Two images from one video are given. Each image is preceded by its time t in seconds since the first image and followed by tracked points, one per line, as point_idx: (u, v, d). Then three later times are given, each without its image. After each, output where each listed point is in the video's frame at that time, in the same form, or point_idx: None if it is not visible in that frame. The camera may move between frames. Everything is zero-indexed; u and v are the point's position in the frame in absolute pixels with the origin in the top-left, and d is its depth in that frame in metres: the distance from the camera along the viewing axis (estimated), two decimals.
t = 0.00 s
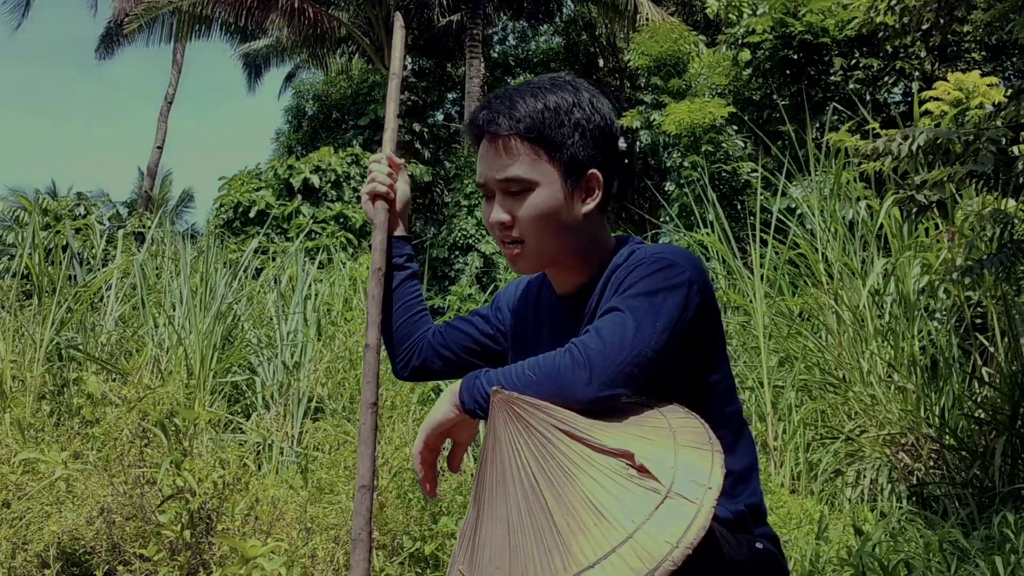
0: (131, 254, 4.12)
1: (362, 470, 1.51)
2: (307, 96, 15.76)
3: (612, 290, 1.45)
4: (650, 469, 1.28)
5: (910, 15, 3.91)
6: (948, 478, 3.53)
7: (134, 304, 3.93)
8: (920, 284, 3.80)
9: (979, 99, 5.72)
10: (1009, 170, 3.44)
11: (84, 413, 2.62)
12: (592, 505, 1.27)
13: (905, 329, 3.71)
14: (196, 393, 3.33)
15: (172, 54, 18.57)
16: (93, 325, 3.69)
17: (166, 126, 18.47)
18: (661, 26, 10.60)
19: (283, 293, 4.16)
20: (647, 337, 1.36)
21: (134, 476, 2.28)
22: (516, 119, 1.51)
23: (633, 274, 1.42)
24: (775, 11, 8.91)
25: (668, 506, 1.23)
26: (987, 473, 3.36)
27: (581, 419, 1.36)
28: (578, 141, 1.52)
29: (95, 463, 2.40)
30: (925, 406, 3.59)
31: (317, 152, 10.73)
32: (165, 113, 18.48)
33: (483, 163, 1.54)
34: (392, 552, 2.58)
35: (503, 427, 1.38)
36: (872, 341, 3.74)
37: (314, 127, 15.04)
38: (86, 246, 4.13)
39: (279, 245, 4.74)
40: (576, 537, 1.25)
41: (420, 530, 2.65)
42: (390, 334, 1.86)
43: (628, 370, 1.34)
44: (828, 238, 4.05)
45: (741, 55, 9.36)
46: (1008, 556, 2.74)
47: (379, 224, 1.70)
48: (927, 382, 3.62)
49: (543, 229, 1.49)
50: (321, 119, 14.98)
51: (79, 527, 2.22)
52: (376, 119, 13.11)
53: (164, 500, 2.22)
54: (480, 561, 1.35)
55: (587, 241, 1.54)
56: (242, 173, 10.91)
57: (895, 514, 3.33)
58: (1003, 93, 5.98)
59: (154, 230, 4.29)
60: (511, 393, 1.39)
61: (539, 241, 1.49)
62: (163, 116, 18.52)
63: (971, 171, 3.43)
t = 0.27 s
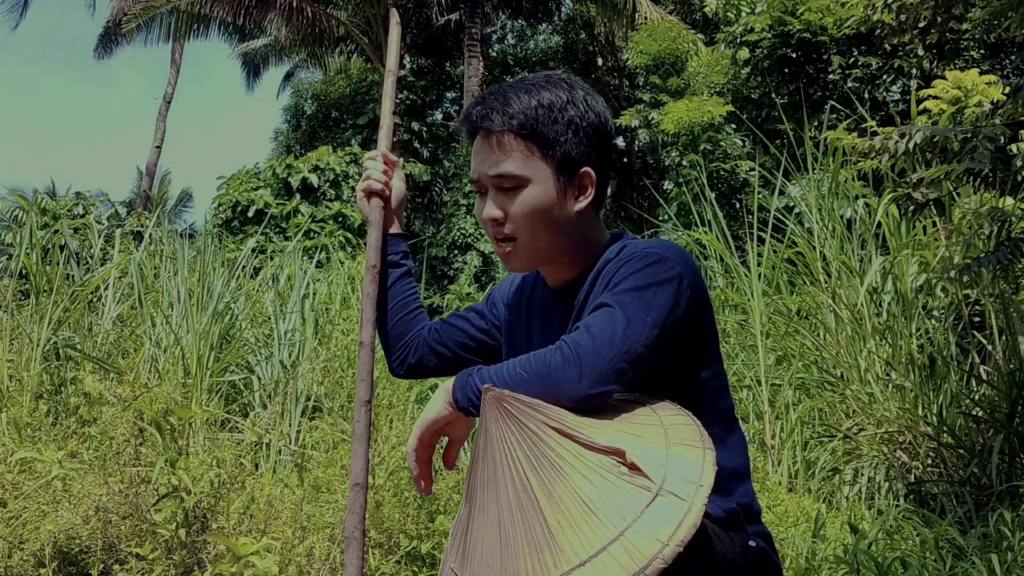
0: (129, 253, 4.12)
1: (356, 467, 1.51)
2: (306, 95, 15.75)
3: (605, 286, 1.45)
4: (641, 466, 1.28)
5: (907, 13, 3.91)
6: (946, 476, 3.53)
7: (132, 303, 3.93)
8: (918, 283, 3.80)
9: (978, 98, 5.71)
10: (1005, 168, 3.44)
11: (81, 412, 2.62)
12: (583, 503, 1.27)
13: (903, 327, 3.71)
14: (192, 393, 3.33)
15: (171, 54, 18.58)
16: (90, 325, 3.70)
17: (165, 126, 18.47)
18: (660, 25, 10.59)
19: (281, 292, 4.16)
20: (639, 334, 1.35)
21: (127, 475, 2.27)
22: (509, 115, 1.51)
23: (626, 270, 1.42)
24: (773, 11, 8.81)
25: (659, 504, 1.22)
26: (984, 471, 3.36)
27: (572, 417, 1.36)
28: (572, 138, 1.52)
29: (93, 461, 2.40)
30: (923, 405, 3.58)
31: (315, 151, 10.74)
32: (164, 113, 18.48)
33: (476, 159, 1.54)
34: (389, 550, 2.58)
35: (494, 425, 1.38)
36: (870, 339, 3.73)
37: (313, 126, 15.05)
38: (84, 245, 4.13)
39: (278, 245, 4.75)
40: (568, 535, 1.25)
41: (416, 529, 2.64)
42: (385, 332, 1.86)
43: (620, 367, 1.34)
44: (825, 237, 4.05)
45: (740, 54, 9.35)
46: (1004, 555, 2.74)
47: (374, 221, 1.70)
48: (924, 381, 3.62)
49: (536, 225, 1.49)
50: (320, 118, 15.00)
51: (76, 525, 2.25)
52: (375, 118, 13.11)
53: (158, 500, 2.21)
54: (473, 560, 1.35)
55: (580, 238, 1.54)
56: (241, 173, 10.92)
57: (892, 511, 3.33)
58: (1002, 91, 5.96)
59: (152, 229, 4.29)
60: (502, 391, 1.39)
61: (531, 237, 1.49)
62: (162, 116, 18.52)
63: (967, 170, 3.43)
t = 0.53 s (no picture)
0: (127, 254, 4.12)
1: (350, 467, 1.51)
2: (304, 96, 15.74)
3: (597, 286, 1.45)
4: (634, 465, 1.28)
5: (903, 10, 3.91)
6: (944, 473, 3.54)
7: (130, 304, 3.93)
8: (916, 280, 3.80)
9: (976, 95, 5.72)
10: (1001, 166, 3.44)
11: (80, 414, 2.62)
12: (575, 503, 1.27)
13: (901, 325, 3.70)
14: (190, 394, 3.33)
15: (170, 56, 18.57)
16: (89, 327, 3.70)
17: (163, 127, 18.45)
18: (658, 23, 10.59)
19: (280, 293, 4.16)
20: (631, 333, 1.36)
21: (124, 477, 2.28)
22: (499, 115, 1.51)
23: (618, 270, 1.42)
24: (770, 8, 8.84)
25: (652, 503, 1.22)
26: (982, 468, 3.36)
27: (564, 415, 1.36)
28: (562, 138, 1.52)
29: (92, 463, 2.39)
30: (921, 402, 3.58)
31: (314, 152, 10.73)
32: (162, 114, 18.47)
33: (467, 159, 1.54)
34: (389, 550, 2.58)
35: (486, 424, 1.38)
36: (869, 337, 3.73)
37: (312, 127, 15.06)
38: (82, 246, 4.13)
39: (277, 245, 4.75)
40: (560, 534, 1.25)
41: (415, 530, 2.64)
42: (380, 331, 1.86)
43: (612, 366, 1.34)
44: (824, 234, 4.05)
45: (738, 52, 9.35)
46: (1003, 552, 2.75)
47: (369, 220, 1.69)
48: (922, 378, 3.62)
49: (526, 225, 1.49)
50: (320, 119, 15.05)
51: (74, 529, 2.23)
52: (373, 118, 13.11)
53: (155, 501, 2.22)
54: (466, 559, 1.35)
55: (571, 238, 1.54)
56: (239, 174, 10.92)
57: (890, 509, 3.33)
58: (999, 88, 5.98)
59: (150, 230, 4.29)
60: (494, 390, 1.39)
61: (521, 237, 1.50)
62: (160, 118, 18.51)
63: (963, 167, 3.43)
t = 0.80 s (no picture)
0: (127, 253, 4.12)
1: (346, 464, 1.51)
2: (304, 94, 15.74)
3: (593, 283, 1.45)
4: (629, 461, 1.28)
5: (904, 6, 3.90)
6: (945, 470, 3.53)
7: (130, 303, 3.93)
8: (916, 277, 3.79)
9: (976, 91, 5.72)
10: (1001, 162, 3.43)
11: (80, 413, 2.62)
12: (571, 500, 1.27)
13: (902, 321, 3.70)
14: (190, 394, 3.33)
15: (170, 55, 18.56)
16: (88, 326, 3.70)
17: (163, 126, 18.45)
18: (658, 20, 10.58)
19: (280, 292, 4.16)
20: (627, 330, 1.35)
21: (123, 476, 2.28)
22: (497, 112, 1.51)
23: (614, 267, 1.42)
24: (771, 6, 8.78)
25: (647, 500, 1.22)
26: (983, 464, 3.36)
27: (560, 413, 1.36)
28: (559, 136, 1.51)
29: (92, 462, 2.39)
30: (923, 400, 3.56)
31: (314, 151, 10.73)
32: (162, 113, 18.47)
33: (463, 156, 1.54)
34: (389, 549, 2.58)
35: (482, 421, 1.38)
36: (869, 334, 3.72)
37: (312, 125, 15.06)
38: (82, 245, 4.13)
39: (277, 244, 4.74)
40: (555, 531, 1.25)
41: (415, 528, 2.65)
42: (374, 329, 1.87)
43: (608, 363, 1.34)
44: (824, 231, 4.04)
45: (738, 49, 9.33)
46: (1003, 548, 2.75)
47: (363, 217, 1.68)
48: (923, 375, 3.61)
49: (522, 222, 1.48)
50: (320, 117, 15.08)
51: (74, 528, 2.24)
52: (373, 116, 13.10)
53: (153, 500, 2.21)
54: (461, 557, 1.35)
55: (567, 235, 1.53)
56: (239, 173, 10.92)
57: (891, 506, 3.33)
58: (999, 85, 5.98)
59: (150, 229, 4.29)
60: (490, 387, 1.39)
61: (517, 234, 1.49)
62: (160, 116, 18.51)
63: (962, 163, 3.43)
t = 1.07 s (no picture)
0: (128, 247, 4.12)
1: (342, 458, 1.51)
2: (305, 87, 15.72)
3: (588, 276, 1.45)
4: (622, 455, 1.28)
5: None
6: (945, 464, 3.53)
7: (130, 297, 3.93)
8: (917, 271, 3.79)
9: (978, 84, 5.71)
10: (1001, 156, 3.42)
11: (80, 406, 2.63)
12: (564, 493, 1.27)
13: (902, 316, 3.69)
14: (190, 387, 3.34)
15: (171, 47, 18.54)
16: (89, 319, 3.70)
17: (164, 119, 18.44)
18: (659, 14, 10.55)
19: (280, 285, 4.16)
20: (621, 324, 1.35)
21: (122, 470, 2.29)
22: (493, 103, 1.50)
23: (609, 260, 1.42)
24: None
25: (641, 493, 1.22)
26: (982, 459, 3.36)
27: (554, 406, 1.35)
28: (555, 128, 1.51)
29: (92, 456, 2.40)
30: (923, 394, 3.56)
31: (315, 145, 10.73)
32: (163, 106, 18.46)
33: (460, 148, 1.53)
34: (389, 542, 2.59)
35: (475, 415, 1.37)
36: (870, 328, 3.71)
37: (313, 119, 15.04)
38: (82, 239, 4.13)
39: (277, 237, 4.74)
40: (549, 525, 1.25)
41: (414, 521, 2.65)
42: (370, 323, 1.86)
43: (602, 357, 1.34)
44: (825, 225, 4.04)
45: (740, 43, 9.30)
46: (1002, 543, 2.75)
47: (359, 210, 1.67)
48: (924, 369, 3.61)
49: (518, 214, 1.48)
50: (321, 110, 15.06)
51: (72, 522, 2.24)
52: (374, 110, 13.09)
53: (151, 494, 2.20)
54: (455, 551, 1.35)
55: (562, 228, 1.53)
56: (241, 166, 10.92)
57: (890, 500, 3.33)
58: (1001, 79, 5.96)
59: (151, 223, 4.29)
60: (484, 381, 1.39)
61: (513, 227, 1.49)
62: (161, 109, 18.50)
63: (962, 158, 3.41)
